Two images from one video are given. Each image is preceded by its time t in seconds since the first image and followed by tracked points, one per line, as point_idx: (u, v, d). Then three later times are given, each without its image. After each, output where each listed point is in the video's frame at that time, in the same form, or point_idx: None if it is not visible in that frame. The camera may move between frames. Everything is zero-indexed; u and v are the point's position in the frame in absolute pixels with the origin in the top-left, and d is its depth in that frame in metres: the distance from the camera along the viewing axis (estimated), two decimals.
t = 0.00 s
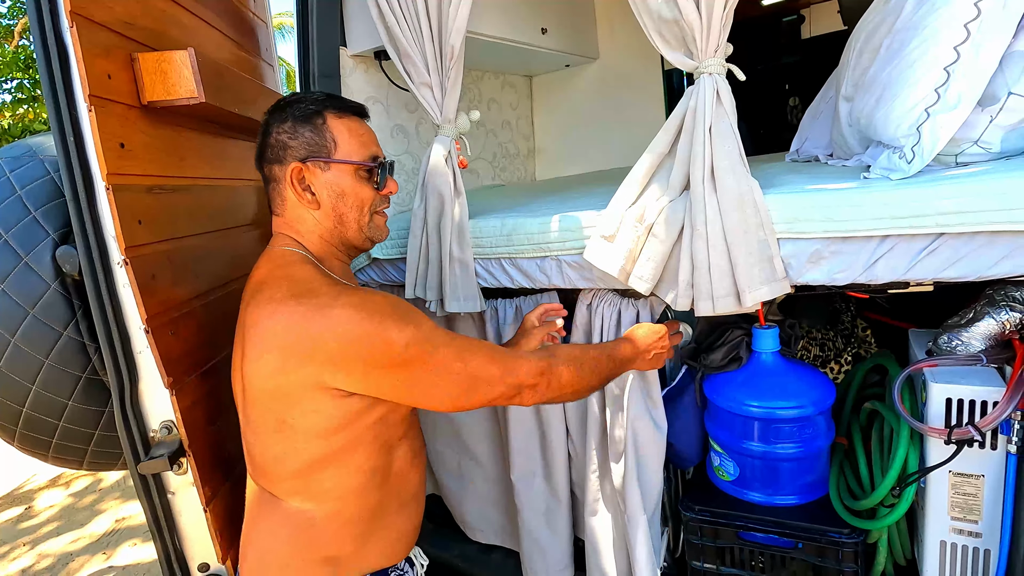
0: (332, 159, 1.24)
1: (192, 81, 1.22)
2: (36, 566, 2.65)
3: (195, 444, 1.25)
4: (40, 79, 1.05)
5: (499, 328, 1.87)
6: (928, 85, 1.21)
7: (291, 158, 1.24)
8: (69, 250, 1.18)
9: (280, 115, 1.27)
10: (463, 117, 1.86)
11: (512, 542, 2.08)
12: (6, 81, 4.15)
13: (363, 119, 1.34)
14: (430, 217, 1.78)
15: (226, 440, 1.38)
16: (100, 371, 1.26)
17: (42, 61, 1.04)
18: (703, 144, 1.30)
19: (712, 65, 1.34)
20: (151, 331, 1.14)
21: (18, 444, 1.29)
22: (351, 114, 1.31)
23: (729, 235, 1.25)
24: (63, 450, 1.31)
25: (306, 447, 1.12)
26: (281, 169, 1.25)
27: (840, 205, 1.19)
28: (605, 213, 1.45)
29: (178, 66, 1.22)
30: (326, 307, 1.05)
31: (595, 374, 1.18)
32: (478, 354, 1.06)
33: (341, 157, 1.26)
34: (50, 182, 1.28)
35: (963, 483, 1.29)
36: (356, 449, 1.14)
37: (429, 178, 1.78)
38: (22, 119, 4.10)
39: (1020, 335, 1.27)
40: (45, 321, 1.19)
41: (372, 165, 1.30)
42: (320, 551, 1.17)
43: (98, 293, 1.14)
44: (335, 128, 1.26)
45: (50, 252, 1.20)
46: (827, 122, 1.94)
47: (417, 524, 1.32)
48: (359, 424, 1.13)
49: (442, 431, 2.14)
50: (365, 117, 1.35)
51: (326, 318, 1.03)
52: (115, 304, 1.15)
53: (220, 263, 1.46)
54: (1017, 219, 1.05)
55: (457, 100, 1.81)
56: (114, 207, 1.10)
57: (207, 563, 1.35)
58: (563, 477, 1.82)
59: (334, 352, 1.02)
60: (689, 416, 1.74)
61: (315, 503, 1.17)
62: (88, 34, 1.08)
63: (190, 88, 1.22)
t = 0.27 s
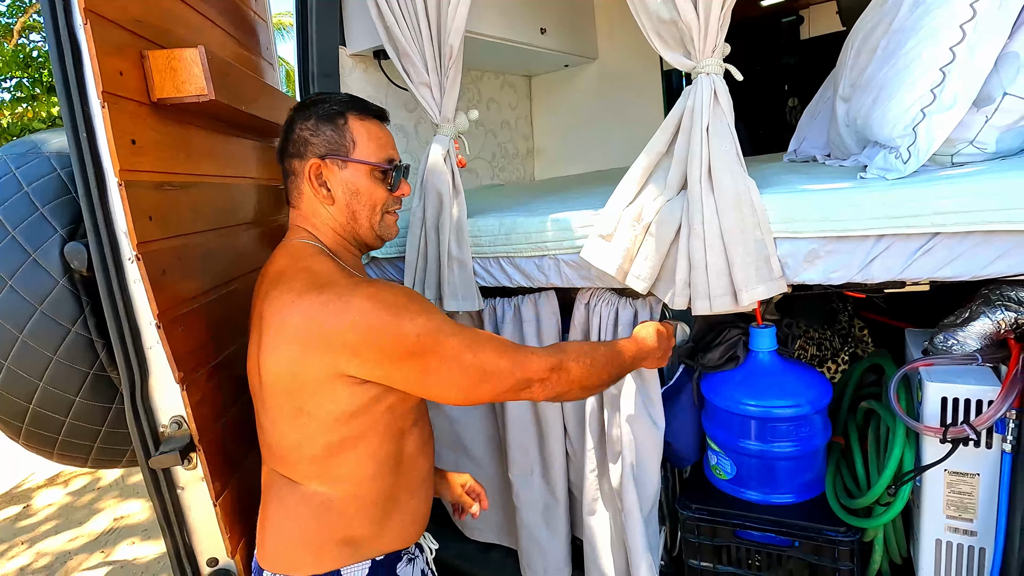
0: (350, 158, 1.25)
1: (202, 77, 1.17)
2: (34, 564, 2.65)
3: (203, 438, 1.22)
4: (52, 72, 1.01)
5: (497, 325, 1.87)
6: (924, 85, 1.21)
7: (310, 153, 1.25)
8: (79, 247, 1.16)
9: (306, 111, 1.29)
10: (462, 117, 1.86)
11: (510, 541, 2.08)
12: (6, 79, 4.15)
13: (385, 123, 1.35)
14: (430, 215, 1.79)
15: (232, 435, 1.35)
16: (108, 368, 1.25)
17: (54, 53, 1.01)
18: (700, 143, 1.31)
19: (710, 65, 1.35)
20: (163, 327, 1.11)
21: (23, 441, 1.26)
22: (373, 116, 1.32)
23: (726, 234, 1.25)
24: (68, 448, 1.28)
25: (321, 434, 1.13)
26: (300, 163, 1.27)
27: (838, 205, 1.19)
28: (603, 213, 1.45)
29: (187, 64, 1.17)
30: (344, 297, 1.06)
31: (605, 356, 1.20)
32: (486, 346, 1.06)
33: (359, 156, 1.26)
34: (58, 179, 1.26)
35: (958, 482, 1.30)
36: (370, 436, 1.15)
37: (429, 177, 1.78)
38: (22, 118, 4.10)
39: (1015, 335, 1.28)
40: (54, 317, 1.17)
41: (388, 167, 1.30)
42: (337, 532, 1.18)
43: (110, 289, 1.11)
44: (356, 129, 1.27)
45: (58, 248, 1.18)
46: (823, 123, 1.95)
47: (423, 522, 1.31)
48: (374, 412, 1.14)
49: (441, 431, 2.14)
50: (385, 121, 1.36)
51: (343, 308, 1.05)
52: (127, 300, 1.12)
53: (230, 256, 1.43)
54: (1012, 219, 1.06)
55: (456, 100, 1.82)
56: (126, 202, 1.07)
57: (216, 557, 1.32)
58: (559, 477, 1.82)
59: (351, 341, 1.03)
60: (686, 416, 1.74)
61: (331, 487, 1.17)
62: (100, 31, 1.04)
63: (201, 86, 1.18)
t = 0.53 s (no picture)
0: (346, 151, 1.25)
1: (214, 70, 1.15)
2: (30, 564, 2.64)
3: (216, 433, 1.21)
4: (68, 65, 1.00)
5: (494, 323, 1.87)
6: (922, 82, 1.21)
7: (307, 148, 1.24)
8: (88, 240, 1.13)
9: (300, 105, 1.28)
10: (459, 114, 1.86)
11: (507, 540, 2.07)
12: (4, 77, 4.13)
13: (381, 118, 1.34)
14: (427, 212, 1.78)
15: (241, 431, 1.34)
16: (116, 363, 1.23)
17: (70, 47, 1.00)
18: (698, 140, 1.31)
19: (707, 63, 1.34)
20: (177, 320, 1.10)
21: (27, 438, 1.24)
22: (368, 111, 1.31)
23: (724, 232, 1.25)
24: (74, 444, 1.26)
25: (317, 427, 1.13)
26: (297, 157, 1.25)
27: (836, 202, 1.19)
28: (600, 210, 1.45)
29: (199, 56, 1.15)
30: (336, 289, 1.06)
31: (611, 337, 1.20)
32: (481, 330, 1.07)
33: (356, 151, 1.26)
34: (66, 173, 1.23)
35: (955, 480, 1.30)
36: (366, 426, 1.15)
37: (425, 174, 1.77)
38: (20, 116, 4.09)
39: (1013, 333, 1.27)
40: (64, 312, 1.15)
41: (383, 160, 1.30)
42: (334, 524, 1.18)
43: (123, 283, 1.10)
44: (352, 123, 1.26)
45: (67, 242, 1.16)
46: (821, 122, 1.95)
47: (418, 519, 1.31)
48: (368, 402, 1.14)
49: (438, 429, 2.13)
50: (380, 116, 1.36)
51: (336, 299, 1.05)
52: (140, 293, 1.11)
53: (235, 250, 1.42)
54: (1009, 217, 1.06)
55: (453, 98, 1.81)
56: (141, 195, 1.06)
57: (227, 552, 1.31)
58: (556, 476, 1.81)
59: (345, 331, 1.04)
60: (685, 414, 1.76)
61: (328, 478, 1.17)
62: (116, 23, 1.03)
63: (212, 79, 1.16)
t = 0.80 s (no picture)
0: (352, 151, 1.25)
1: (211, 68, 1.15)
2: (26, 563, 2.63)
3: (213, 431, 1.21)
4: (65, 62, 0.99)
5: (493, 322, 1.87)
6: (920, 83, 1.21)
7: (313, 144, 1.24)
8: (82, 238, 1.11)
9: (306, 101, 1.28)
10: (458, 114, 1.86)
11: (505, 540, 2.07)
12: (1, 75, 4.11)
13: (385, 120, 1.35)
14: (424, 211, 1.78)
15: (241, 431, 1.35)
16: (112, 361, 1.22)
17: (66, 45, 0.99)
18: (697, 140, 1.31)
19: (706, 62, 1.34)
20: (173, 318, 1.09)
21: (24, 436, 1.23)
22: (374, 112, 1.32)
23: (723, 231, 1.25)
24: (70, 443, 1.26)
25: (313, 426, 1.13)
26: (301, 153, 1.25)
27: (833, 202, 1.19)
28: (598, 209, 1.44)
29: (197, 53, 1.15)
30: (331, 285, 1.07)
31: (617, 320, 1.16)
32: (478, 313, 1.07)
33: (360, 150, 1.26)
34: (61, 171, 1.21)
35: (952, 480, 1.30)
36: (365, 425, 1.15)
37: (424, 173, 1.77)
38: (18, 115, 4.06)
39: (1010, 333, 1.27)
40: (59, 311, 1.15)
41: (386, 161, 1.31)
42: (333, 524, 1.17)
43: (119, 281, 1.09)
44: (358, 123, 1.27)
45: (63, 240, 1.15)
46: (819, 122, 1.96)
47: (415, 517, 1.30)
48: (366, 400, 1.14)
49: (436, 428, 2.13)
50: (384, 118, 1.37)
51: (330, 295, 1.05)
52: (137, 292, 1.10)
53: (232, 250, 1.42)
54: (1006, 217, 1.06)
55: (452, 97, 1.81)
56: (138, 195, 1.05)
57: (223, 552, 1.30)
58: (554, 477, 1.81)
59: (340, 326, 1.04)
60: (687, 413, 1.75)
61: (327, 476, 1.17)
62: (113, 20, 1.03)
63: (209, 76, 1.16)
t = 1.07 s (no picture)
0: (347, 150, 1.25)
1: (208, 67, 1.15)
2: (24, 563, 2.62)
3: (209, 429, 1.21)
4: (62, 59, 1.00)
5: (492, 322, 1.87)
6: (917, 83, 1.22)
7: (307, 144, 1.24)
8: (79, 236, 1.12)
9: (300, 100, 1.28)
10: (456, 113, 1.86)
11: (503, 540, 2.07)
12: None
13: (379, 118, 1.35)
14: (422, 210, 1.78)
15: (235, 430, 1.34)
16: (109, 360, 1.22)
17: (64, 44, 1.00)
18: (695, 139, 1.31)
19: (704, 62, 1.35)
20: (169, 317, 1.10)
21: (20, 434, 1.23)
22: (369, 110, 1.32)
23: (721, 230, 1.25)
24: (66, 441, 1.26)
25: (303, 424, 1.13)
26: (295, 153, 1.25)
27: (830, 201, 1.19)
28: (597, 209, 1.44)
29: (195, 52, 1.16)
30: (320, 285, 1.06)
31: (606, 341, 1.12)
32: (467, 325, 1.03)
33: (355, 148, 1.26)
34: (59, 169, 1.21)
35: (949, 480, 1.30)
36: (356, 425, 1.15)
37: (423, 173, 1.77)
38: (16, 114, 4.05)
39: (1006, 333, 1.28)
40: (56, 309, 1.14)
41: (381, 160, 1.31)
42: (322, 524, 1.17)
43: (115, 278, 1.09)
44: (353, 122, 1.27)
45: (60, 238, 1.15)
46: (816, 123, 1.96)
47: (411, 517, 1.31)
48: (356, 401, 1.14)
49: (433, 428, 2.13)
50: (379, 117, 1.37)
51: (319, 294, 1.04)
52: (133, 290, 1.10)
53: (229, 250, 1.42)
54: (1003, 217, 1.06)
55: (451, 96, 1.81)
56: (134, 193, 1.05)
57: (219, 550, 1.30)
58: (552, 477, 1.81)
59: (330, 326, 1.03)
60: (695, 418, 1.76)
61: (317, 475, 1.17)
62: (110, 19, 1.03)
63: (206, 75, 1.16)
